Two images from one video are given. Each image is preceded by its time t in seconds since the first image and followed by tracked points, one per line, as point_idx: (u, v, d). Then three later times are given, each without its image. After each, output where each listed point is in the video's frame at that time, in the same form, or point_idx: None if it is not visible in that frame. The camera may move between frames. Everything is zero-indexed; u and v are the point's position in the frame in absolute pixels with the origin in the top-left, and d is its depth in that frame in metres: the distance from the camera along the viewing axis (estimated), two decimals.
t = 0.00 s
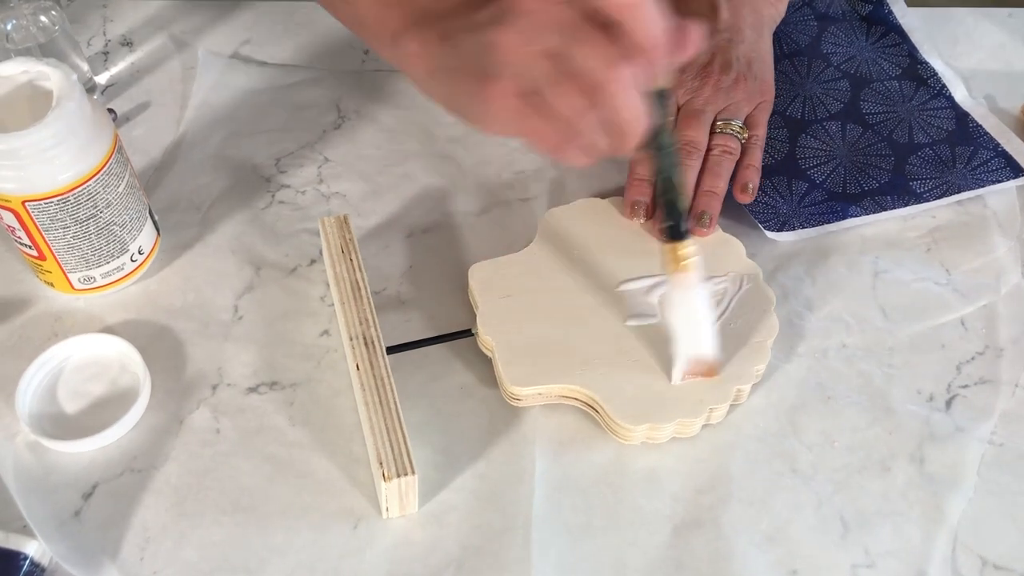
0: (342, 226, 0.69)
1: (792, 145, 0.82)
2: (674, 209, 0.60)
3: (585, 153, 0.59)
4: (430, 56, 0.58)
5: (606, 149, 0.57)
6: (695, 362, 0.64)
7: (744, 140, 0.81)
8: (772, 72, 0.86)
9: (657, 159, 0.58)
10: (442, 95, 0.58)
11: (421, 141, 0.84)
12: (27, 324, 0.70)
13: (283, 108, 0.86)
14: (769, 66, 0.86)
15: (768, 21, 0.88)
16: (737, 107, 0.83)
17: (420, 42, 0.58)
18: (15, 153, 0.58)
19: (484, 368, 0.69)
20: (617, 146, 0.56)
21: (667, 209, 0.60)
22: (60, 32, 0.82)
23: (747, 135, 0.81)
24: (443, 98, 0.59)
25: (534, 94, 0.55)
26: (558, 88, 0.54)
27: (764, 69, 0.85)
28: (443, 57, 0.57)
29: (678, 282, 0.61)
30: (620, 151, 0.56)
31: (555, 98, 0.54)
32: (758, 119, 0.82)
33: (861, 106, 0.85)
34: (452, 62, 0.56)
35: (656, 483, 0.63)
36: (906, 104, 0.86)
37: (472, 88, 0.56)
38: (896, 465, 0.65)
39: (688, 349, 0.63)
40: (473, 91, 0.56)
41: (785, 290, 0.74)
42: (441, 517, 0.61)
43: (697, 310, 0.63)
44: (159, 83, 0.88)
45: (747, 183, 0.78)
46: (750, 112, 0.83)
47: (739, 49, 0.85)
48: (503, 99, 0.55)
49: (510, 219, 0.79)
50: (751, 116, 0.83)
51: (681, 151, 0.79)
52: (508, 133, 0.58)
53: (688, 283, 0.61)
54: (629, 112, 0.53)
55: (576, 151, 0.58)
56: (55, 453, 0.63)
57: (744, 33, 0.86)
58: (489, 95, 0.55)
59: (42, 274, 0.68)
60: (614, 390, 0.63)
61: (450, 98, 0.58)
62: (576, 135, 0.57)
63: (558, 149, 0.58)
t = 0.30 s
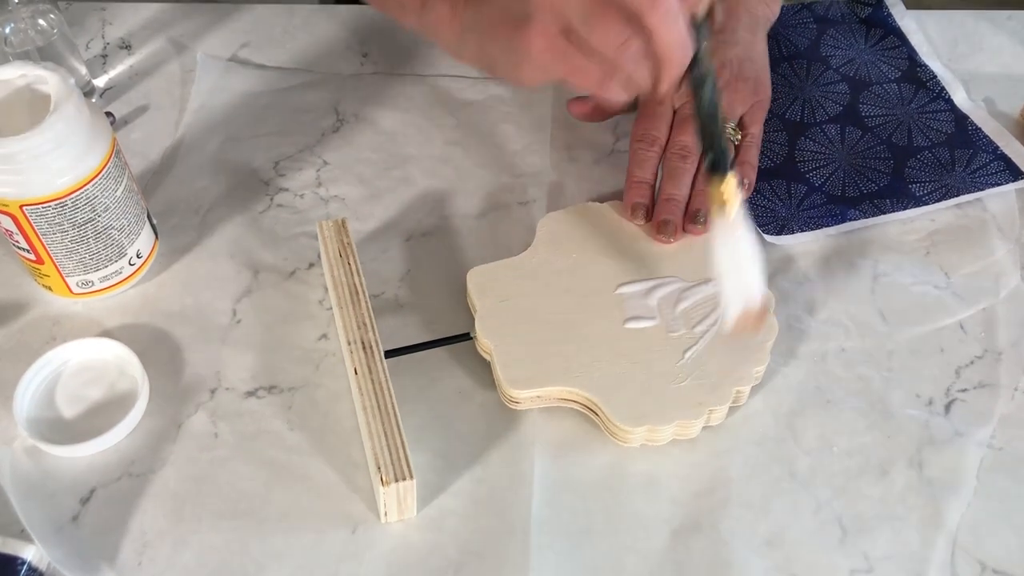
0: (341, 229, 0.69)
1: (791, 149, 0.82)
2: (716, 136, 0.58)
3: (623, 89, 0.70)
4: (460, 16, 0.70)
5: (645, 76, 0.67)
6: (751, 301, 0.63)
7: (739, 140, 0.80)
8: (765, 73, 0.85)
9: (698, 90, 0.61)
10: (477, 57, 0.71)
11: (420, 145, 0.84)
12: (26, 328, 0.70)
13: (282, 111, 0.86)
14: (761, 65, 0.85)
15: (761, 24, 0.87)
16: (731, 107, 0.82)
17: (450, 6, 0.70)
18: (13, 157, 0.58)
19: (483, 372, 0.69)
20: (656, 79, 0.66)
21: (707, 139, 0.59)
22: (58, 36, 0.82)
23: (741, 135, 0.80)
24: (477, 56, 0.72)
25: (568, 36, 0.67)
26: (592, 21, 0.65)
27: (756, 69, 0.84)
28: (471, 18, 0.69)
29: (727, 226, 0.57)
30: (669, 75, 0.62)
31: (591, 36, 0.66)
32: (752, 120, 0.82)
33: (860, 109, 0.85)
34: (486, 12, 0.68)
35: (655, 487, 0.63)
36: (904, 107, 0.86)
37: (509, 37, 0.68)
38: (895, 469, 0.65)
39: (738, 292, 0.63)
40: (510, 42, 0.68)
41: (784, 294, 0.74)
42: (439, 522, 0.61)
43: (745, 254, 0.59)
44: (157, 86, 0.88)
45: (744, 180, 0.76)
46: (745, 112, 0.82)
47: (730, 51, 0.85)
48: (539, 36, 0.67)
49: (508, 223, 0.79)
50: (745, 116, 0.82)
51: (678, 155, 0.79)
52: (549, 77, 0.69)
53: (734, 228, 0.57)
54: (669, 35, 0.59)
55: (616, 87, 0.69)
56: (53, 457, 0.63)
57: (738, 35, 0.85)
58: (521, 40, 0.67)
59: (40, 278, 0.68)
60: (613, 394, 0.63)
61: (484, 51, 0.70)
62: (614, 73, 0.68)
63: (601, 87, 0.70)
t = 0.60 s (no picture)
0: (342, 231, 0.69)
1: (790, 150, 0.82)
2: (727, 122, 0.59)
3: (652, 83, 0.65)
4: (479, 11, 0.67)
5: (670, 75, 0.62)
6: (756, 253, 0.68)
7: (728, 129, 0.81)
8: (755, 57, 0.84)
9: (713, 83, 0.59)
10: (500, 52, 0.68)
11: (421, 147, 0.84)
12: (26, 330, 0.70)
13: (283, 114, 0.86)
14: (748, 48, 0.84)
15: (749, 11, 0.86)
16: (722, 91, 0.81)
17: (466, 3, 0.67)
18: (15, 160, 0.58)
19: (483, 374, 0.69)
20: (682, 74, 0.62)
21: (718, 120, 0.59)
22: (59, 38, 0.82)
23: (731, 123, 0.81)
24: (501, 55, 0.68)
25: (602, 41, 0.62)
26: (623, 27, 0.60)
27: (747, 56, 0.83)
28: (493, 16, 0.66)
29: (734, 190, 0.62)
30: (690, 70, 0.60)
31: (624, 39, 0.60)
32: (747, 106, 0.81)
33: (859, 110, 0.85)
34: (509, 14, 0.65)
35: (656, 490, 0.63)
36: (903, 108, 0.86)
37: (537, 39, 0.64)
38: (896, 470, 0.65)
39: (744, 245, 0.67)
40: (537, 43, 0.64)
41: (784, 295, 0.75)
42: (440, 524, 0.61)
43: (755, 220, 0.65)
44: (158, 88, 0.88)
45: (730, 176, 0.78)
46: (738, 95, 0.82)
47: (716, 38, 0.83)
48: (571, 36, 0.62)
49: (509, 225, 0.79)
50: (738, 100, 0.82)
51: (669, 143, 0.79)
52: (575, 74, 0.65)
53: (743, 190, 0.62)
54: (697, 40, 0.57)
55: (644, 77, 0.64)
56: (54, 459, 0.63)
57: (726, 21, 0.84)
58: (555, 41, 0.63)
59: (40, 280, 0.68)
60: (614, 396, 0.63)
61: (507, 49, 0.67)
62: (642, 71, 0.63)
63: (629, 84, 0.65)
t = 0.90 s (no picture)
0: (342, 233, 0.70)
1: (789, 152, 0.82)
2: (709, 152, 0.62)
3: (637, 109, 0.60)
4: (473, 35, 0.58)
5: (654, 102, 0.58)
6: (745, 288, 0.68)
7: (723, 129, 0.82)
8: (747, 57, 0.86)
9: (700, 111, 0.63)
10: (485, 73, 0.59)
11: (421, 149, 0.84)
12: (27, 332, 0.70)
13: (283, 116, 0.86)
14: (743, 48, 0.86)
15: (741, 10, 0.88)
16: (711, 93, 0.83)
17: (461, 21, 0.58)
18: (15, 162, 0.58)
19: (483, 375, 0.69)
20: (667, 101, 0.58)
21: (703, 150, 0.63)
22: (60, 40, 0.82)
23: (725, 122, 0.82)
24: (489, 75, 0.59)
25: (590, 68, 0.56)
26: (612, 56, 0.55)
27: (738, 54, 0.86)
28: (481, 36, 0.57)
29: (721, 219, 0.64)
30: (677, 98, 0.57)
31: (612, 65, 0.55)
32: (737, 104, 0.83)
33: (858, 112, 0.86)
34: (496, 34, 0.57)
35: (655, 491, 0.63)
36: (902, 110, 0.86)
37: (528, 66, 0.57)
38: (895, 472, 0.65)
39: (728, 270, 0.68)
40: (528, 71, 0.57)
41: (783, 297, 0.75)
42: (440, 525, 0.61)
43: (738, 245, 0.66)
44: (159, 90, 0.88)
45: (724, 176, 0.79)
46: (727, 97, 0.84)
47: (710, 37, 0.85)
48: (558, 60, 0.55)
49: (508, 227, 0.79)
50: (727, 101, 0.84)
51: (661, 139, 0.80)
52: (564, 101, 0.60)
53: (729, 223, 0.64)
54: (685, 67, 0.54)
55: (632, 108, 0.59)
56: (55, 461, 0.63)
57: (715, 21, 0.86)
58: (545, 66, 0.56)
59: (42, 282, 0.69)
60: (614, 397, 0.64)
61: (497, 72, 0.58)
62: (630, 100, 0.58)
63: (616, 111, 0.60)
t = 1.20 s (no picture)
0: (342, 233, 0.70)
1: (788, 153, 0.83)
2: (664, 226, 0.56)
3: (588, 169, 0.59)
4: (427, 71, 0.62)
5: (607, 166, 0.57)
6: (703, 378, 0.63)
7: (719, 130, 0.82)
8: (745, 53, 0.86)
9: (654, 177, 0.55)
10: (440, 115, 0.63)
11: (421, 149, 0.84)
12: (28, 331, 0.71)
13: (284, 116, 0.86)
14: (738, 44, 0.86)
15: (739, 7, 0.88)
16: (708, 93, 0.84)
17: (411, 62, 0.63)
18: (17, 161, 0.58)
19: (483, 375, 0.69)
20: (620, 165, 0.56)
21: (659, 222, 0.56)
22: (62, 41, 0.82)
23: (721, 123, 0.82)
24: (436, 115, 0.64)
25: (536, 116, 0.57)
26: (559, 104, 0.54)
27: (735, 51, 0.86)
28: (436, 75, 0.61)
29: (676, 300, 0.58)
30: (626, 162, 0.54)
31: (557, 118, 0.55)
32: (732, 103, 0.83)
33: (858, 113, 0.86)
34: (451, 78, 0.60)
35: (655, 491, 0.64)
36: (901, 110, 0.86)
37: (477, 107, 0.59)
38: (893, 472, 0.65)
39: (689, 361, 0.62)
40: (476, 112, 0.60)
41: (782, 298, 0.75)
42: (440, 524, 0.61)
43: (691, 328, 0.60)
44: (160, 91, 0.88)
45: (721, 173, 0.79)
46: (723, 96, 0.84)
47: (706, 35, 0.86)
48: (505, 111, 0.58)
49: (508, 227, 0.79)
50: (723, 100, 0.84)
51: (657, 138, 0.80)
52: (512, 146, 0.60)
53: (686, 302, 0.58)
54: (638, 125, 0.52)
55: (581, 164, 0.58)
56: (56, 460, 0.63)
57: (711, 20, 0.87)
58: (493, 114, 0.58)
59: (43, 282, 0.69)
60: (613, 396, 0.64)
61: (449, 112, 0.62)
62: (577, 154, 0.58)
63: (562, 163, 0.59)
